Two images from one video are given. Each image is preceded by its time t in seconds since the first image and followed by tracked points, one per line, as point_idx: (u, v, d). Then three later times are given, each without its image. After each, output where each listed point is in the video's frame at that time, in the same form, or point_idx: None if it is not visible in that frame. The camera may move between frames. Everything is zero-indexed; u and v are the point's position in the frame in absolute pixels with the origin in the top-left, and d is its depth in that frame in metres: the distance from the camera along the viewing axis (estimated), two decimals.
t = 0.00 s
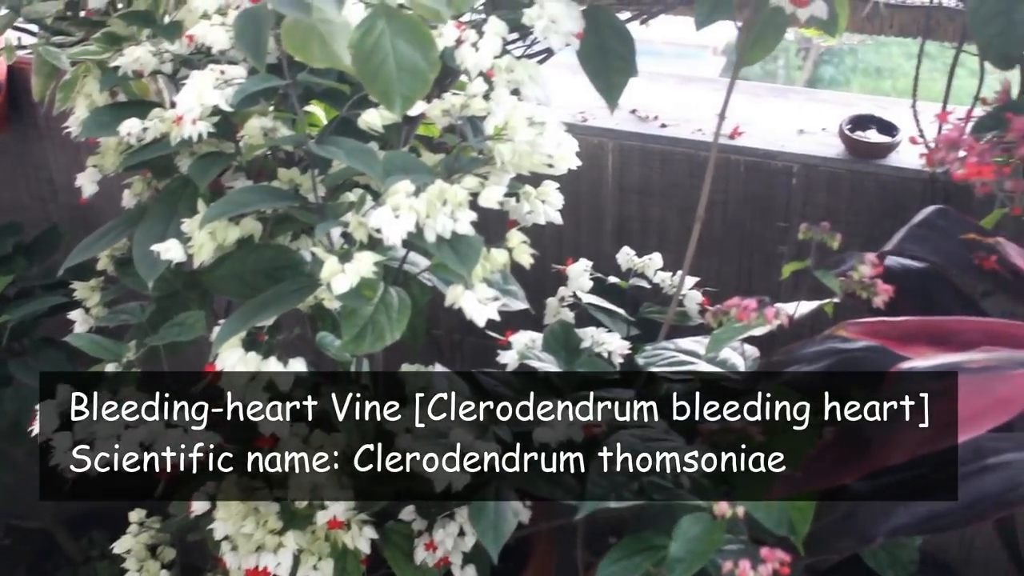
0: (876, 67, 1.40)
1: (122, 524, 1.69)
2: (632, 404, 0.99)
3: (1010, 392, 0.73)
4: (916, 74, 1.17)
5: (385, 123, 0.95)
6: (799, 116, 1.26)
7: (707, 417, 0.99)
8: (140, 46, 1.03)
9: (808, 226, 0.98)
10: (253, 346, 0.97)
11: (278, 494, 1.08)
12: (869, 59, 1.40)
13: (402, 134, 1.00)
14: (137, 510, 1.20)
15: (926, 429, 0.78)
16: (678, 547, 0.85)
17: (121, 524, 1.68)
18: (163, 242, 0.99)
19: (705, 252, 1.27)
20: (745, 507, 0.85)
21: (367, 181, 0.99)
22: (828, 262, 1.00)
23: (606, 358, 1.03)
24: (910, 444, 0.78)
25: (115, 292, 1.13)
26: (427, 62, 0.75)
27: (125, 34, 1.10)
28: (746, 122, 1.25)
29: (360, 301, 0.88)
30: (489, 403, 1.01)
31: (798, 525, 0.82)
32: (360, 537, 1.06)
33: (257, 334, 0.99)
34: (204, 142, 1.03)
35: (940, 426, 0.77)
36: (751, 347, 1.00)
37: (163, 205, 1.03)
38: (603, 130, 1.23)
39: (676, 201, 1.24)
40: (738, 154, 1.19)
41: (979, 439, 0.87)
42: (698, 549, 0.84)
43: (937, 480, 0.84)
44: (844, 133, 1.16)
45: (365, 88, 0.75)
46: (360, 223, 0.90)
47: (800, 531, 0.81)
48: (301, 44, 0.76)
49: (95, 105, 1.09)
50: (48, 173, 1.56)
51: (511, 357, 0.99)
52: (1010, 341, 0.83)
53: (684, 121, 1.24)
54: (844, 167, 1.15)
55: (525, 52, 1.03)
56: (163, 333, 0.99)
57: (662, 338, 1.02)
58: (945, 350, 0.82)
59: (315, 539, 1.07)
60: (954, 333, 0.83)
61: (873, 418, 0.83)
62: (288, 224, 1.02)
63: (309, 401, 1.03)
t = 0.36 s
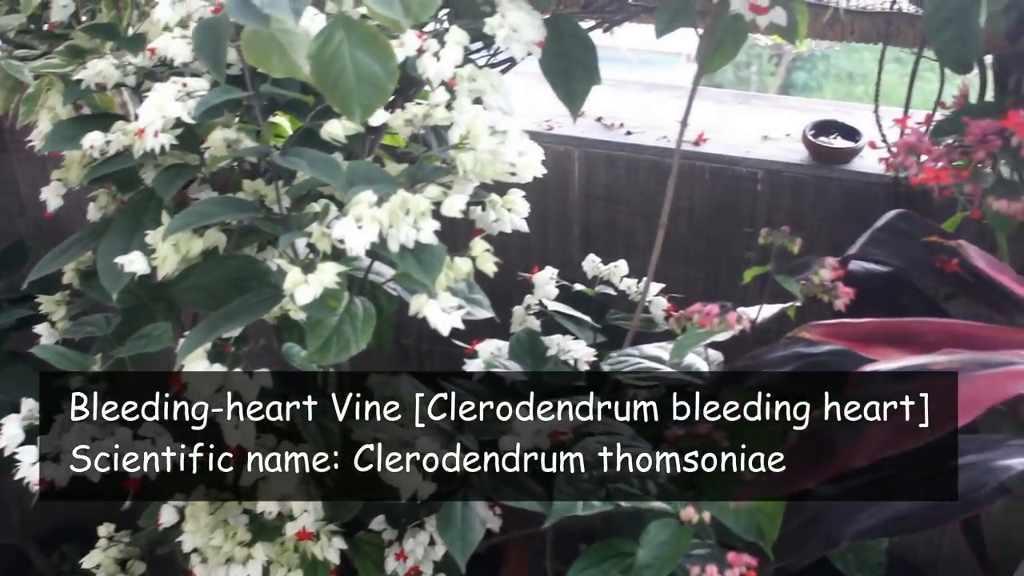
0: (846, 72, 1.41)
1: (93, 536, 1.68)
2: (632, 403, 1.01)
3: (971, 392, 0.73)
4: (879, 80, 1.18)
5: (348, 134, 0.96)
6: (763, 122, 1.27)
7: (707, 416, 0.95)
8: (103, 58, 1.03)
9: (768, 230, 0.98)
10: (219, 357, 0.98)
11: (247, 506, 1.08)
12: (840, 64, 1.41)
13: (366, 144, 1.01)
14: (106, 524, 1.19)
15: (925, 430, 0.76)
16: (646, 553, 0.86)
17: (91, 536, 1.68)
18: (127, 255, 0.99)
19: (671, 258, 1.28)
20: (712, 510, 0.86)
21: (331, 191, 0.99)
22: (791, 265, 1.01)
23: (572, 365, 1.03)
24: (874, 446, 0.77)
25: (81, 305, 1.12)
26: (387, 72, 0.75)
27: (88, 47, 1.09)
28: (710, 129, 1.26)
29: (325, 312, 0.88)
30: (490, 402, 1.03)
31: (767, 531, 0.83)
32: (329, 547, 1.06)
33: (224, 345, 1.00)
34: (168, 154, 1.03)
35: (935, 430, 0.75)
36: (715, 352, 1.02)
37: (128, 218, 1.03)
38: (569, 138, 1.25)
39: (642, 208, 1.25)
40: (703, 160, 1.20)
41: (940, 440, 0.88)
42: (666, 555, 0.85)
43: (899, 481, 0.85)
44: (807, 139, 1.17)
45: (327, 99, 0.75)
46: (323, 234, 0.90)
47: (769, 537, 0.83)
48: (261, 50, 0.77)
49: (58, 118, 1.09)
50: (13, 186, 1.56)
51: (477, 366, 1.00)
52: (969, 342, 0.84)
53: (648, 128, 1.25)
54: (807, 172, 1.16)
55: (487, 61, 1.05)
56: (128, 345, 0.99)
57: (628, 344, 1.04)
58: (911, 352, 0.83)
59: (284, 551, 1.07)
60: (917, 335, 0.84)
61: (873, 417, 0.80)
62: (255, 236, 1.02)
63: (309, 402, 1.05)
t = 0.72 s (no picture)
0: (817, 76, 1.42)
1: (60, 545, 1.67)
2: (631, 404, 1.00)
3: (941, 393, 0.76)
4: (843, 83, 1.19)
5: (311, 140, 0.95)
6: (731, 128, 1.28)
7: (707, 417, 0.93)
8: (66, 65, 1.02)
9: (735, 235, 0.98)
10: (184, 365, 0.99)
11: (215, 514, 1.08)
12: (813, 68, 1.42)
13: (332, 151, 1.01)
14: (73, 534, 1.19)
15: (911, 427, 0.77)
16: (613, 557, 0.86)
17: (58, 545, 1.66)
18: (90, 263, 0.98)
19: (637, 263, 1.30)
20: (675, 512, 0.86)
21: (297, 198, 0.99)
22: (756, 270, 1.01)
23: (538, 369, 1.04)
24: (835, 447, 0.78)
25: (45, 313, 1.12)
26: (347, 76, 0.76)
27: (52, 54, 1.09)
28: (677, 134, 1.27)
29: (290, 319, 0.88)
30: (489, 403, 1.02)
31: (739, 537, 0.84)
32: (297, 554, 1.05)
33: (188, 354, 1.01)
34: (133, 161, 1.02)
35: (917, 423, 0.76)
36: (683, 358, 1.01)
37: (91, 226, 1.02)
38: (536, 144, 1.26)
39: (609, 213, 1.26)
40: (669, 165, 1.20)
41: (901, 440, 0.88)
42: (632, 558, 0.86)
43: (858, 482, 0.85)
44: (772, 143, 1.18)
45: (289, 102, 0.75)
46: (287, 241, 0.90)
47: (741, 542, 0.84)
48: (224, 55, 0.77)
49: (22, 125, 1.08)
50: None
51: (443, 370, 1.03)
52: (927, 343, 0.85)
53: (616, 133, 1.27)
54: (774, 175, 1.16)
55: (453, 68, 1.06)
56: (92, 354, 0.99)
57: (594, 349, 1.05)
58: (872, 353, 0.83)
59: (252, 557, 1.07)
60: (876, 334, 0.84)
61: (876, 418, 0.79)
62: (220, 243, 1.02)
63: (311, 402, 1.05)
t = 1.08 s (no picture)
0: (796, 79, 1.42)
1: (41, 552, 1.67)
2: (630, 404, 0.99)
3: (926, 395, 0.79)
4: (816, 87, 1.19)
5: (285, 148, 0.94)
6: (707, 133, 1.28)
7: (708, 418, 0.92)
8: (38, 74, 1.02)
9: (706, 241, 0.99)
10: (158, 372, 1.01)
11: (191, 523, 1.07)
12: (792, 71, 1.42)
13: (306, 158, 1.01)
14: (49, 544, 1.19)
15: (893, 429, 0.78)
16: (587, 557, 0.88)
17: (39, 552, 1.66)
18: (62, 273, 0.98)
19: (614, 268, 1.30)
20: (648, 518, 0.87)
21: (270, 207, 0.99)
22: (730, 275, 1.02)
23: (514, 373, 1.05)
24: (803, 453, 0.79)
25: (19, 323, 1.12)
26: (311, 80, 0.76)
27: (25, 62, 1.08)
28: (653, 139, 1.27)
29: (263, 327, 0.88)
30: (489, 403, 1.04)
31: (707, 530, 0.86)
32: (274, 563, 1.05)
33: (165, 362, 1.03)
34: (105, 169, 1.02)
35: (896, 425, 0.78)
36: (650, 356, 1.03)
37: (63, 235, 1.02)
38: (511, 149, 1.26)
39: (585, 219, 1.27)
40: (645, 170, 1.21)
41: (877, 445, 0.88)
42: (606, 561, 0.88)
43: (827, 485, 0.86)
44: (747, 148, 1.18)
45: (252, 106, 0.75)
46: (258, 248, 0.89)
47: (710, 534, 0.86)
48: (192, 55, 0.77)
49: None
50: None
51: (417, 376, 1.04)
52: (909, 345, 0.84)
53: (591, 138, 1.27)
54: (749, 180, 1.17)
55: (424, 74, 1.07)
56: (63, 363, 1.01)
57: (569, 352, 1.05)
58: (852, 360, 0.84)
59: (229, 567, 1.06)
60: (856, 341, 0.85)
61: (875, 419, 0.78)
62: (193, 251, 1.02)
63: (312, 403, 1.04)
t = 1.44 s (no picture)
0: (786, 76, 1.42)
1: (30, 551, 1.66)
2: (630, 405, 1.00)
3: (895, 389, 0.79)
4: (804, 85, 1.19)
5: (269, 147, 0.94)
6: (696, 132, 1.28)
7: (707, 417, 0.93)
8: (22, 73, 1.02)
9: (692, 241, 0.99)
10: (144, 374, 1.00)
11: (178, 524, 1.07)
12: (782, 68, 1.42)
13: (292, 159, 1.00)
14: (36, 545, 1.18)
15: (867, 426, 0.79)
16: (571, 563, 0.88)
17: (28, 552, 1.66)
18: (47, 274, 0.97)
19: (602, 267, 1.30)
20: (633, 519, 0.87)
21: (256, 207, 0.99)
22: (716, 275, 1.01)
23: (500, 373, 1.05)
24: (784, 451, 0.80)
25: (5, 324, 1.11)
26: (297, 82, 0.75)
27: (9, 62, 1.08)
28: (640, 138, 1.27)
29: (248, 327, 0.87)
30: (490, 403, 1.03)
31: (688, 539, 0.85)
32: (261, 564, 1.04)
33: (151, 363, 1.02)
34: (90, 169, 1.01)
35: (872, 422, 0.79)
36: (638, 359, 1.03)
37: (49, 236, 1.01)
38: (498, 148, 1.26)
39: (572, 218, 1.27)
40: (632, 169, 1.21)
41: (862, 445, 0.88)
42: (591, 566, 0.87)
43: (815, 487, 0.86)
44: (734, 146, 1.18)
45: (238, 107, 0.75)
46: (242, 248, 0.89)
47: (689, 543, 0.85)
48: (177, 58, 0.77)
49: None
50: None
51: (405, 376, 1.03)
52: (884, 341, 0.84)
53: (578, 137, 1.27)
54: (737, 179, 1.16)
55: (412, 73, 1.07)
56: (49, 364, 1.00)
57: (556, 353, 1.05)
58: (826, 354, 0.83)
59: (216, 568, 1.06)
60: (830, 335, 0.84)
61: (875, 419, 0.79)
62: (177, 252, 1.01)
63: (311, 403, 1.05)
